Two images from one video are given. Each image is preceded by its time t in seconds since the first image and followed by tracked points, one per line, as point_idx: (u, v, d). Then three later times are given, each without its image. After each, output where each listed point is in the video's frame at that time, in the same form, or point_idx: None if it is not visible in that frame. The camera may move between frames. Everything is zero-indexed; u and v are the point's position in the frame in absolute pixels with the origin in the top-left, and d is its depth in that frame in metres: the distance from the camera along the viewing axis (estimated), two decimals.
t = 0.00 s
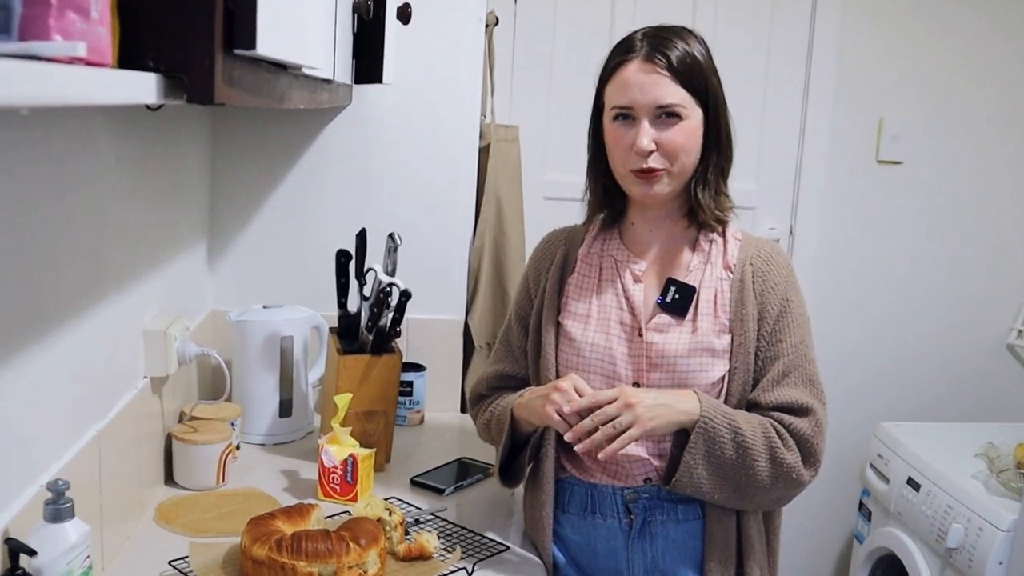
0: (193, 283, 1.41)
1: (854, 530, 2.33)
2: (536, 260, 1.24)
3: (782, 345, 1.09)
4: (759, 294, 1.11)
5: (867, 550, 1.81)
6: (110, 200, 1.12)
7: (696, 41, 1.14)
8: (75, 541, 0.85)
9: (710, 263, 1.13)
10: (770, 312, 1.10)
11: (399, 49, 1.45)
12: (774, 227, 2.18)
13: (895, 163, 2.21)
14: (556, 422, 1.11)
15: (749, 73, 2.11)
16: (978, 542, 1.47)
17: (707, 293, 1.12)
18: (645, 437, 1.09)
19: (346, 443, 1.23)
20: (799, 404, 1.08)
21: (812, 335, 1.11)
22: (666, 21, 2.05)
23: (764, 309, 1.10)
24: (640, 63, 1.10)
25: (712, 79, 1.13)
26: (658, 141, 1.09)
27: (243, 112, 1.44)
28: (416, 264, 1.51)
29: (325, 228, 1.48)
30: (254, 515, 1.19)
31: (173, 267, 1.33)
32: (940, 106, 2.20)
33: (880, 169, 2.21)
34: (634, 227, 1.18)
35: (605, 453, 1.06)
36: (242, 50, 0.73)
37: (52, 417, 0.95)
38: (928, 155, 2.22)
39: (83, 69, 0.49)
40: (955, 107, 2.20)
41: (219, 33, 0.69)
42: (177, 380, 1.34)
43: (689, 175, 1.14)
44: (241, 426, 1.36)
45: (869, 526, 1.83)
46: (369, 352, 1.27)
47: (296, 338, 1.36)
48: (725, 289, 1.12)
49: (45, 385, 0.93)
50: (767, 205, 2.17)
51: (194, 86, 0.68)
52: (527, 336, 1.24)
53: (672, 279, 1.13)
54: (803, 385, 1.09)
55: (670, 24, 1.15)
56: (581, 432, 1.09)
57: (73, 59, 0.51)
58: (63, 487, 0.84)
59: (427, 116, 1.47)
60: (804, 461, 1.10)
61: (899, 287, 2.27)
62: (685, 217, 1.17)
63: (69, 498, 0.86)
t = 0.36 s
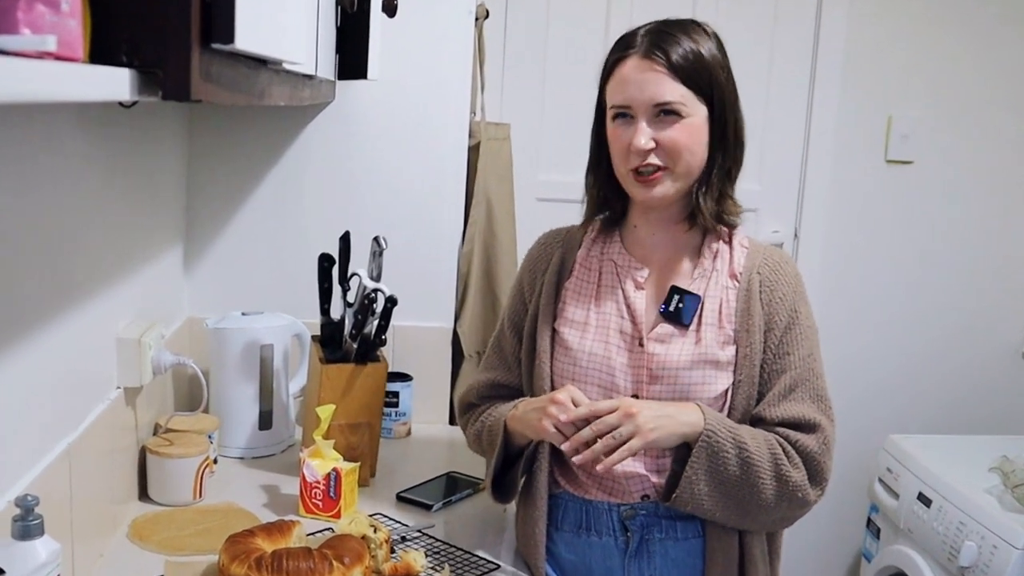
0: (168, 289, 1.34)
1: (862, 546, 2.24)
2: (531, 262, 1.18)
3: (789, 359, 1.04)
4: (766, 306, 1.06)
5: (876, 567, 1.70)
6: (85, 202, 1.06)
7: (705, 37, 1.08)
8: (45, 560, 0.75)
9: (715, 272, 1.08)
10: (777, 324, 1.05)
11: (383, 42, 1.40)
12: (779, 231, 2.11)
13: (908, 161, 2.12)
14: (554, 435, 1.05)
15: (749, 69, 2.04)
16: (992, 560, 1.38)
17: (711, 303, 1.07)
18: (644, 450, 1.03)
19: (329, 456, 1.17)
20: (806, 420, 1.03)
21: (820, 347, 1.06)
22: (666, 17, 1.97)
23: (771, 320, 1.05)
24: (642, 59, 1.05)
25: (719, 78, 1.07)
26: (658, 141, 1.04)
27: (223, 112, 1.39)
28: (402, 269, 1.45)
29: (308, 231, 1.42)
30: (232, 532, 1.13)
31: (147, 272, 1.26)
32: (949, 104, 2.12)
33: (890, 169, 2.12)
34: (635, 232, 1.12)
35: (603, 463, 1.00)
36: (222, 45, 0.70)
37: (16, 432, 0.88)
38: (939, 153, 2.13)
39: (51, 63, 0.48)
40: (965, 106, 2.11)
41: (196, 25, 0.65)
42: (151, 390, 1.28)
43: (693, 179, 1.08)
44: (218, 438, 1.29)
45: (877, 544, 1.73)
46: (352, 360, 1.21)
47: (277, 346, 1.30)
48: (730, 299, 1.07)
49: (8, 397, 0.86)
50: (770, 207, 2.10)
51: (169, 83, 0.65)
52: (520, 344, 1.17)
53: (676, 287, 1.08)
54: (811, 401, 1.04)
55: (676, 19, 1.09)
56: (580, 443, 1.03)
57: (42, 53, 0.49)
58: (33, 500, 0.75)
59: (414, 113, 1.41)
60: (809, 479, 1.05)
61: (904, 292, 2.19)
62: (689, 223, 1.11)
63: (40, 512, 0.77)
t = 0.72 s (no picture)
0: (140, 296, 1.28)
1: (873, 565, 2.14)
2: (529, 266, 1.12)
3: (797, 368, 0.99)
4: (773, 312, 1.00)
5: None
6: (54, 205, 1.00)
7: (713, 32, 1.02)
8: None
9: (719, 277, 1.03)
10: (784, 332, 1.00)
11: (366, 36, 1.34)
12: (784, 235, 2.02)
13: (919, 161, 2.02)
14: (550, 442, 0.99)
15: (752, 66, 1.96)
16: None
17: (716, 309, 1.01)
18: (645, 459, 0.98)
19: (309, 471, 1.11)
20: (814, 432, 0.97)
21: (830, 356, 1.01)
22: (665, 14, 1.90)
23: (778, 328, 1.00)
24: (638, 52, 0.99)
25: (724, 74, 1.01)
26: (647, 136, 0.99)
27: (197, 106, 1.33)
28: (387, 274, 1.39)
29: (289, 234, 1.37)
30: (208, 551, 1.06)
31: (119, 279, 1.20)
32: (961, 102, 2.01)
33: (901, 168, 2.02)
34: (635, 235, 1.07)
35: (602, 471, 0.95)
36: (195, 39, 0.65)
37: None
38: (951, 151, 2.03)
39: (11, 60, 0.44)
40: (981, 105, 2.02)
41: (168, 18, 0.60)
42: (124, 402, 1.21)
43: (687, 180, 1.03)
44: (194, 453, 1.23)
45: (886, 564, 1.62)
46: (335, 370, 1.15)
47: (255, 356, 1.24)
48: (735, 305, 1.01)
49: None
50: (775, 210, 2.01)
51: (142, 78, 0.60)
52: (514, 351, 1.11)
53: (678, 292, 1.02)
54: (820, 412, 0.99)
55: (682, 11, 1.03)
56: (578, 450, 0.97)
57: None
58: None
59: (400, 111, 1.36)
60: (818, 495, 0.99)
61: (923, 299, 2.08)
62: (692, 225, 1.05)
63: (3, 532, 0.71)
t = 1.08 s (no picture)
0: (111, 302, 1.21)
1: None
2: (533, 268, 1.06)
3: (811, 384, 0.94)
4: (788, 324, 0.95)
5: None
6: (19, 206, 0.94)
7: (721, 27, 0.96)
8: None
9: (731, 285, 0.97)
10: (799, 345, 0.95)
11: (349, 31, 1.28)
12: (789, 238, 1.96)
13: (931, 159, 1.95)
14: (554, 454, 0.93)
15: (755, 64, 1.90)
16: None
17: (728, 319, 0.96)
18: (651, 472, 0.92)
19: (289, 488, 1.04)
20: (827, 450, 0.93)
21: (845, 373, 0.96)
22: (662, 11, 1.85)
23: (793, 340, 0.95)
24: (641, 48, 0.94)
25: (731, 70, 0.95)
26: (650, 137, 0.94)
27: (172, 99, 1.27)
28: (370, 279, 1.33)
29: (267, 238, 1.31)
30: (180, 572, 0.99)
31: (88, 284, 1.14)
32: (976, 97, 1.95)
33: (913, 168, 1.95)
34: (645, 239, 1.01)
35: (605, 484, 0.89)
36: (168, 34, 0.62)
37: None
38: (965, 151, 1.96)
39: None
40: (991, 103, 1.95)
41: (139, 11, 0.57)
42: (93, 414, 1.14)
43: (695, 182, 0.97)
44: (167, 468, 1.16)
45: None
46: (316, 382, 1.10)
47: (232, 366, 1.18)
48: (748, 315, 0.96)
49: None
50: (776, 214, 1.96)
51: (112, 75, 0.57)
52: (514, 360, 1.05)
53: (690, 301, 0.97)
54: (833, 430, 0.94)
55: (688, 5, 0.98)
56: (581, 463, 0.92)
57: None
58: None
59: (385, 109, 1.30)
60: (829, 518, 0.94)
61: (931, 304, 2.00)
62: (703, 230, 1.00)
63: None
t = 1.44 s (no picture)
0: (77, 310, 1.15)
1: None
2: (529, 272, 1.00)
3: (824, 399, 0.89)
4: (800, 337, 0.90)
5: None
6: None
7: (730, 20, 0.91)
8: None
9: (740, 296, 0.92)
10: (812, 358, 0.89)
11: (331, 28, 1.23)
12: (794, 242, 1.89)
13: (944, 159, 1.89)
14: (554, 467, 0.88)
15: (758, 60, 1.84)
16: None
17: (736, 329, 0.90)
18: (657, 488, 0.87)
19: (265, 506, 0.98)
20: (840, 467, 0.88)
21: (858, 388, 0.90)
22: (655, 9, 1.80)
23: (806, 353, 0.90)
24: (643, 42, 0.89)
25: (739, 65, 0.90)
26: (650, 135, 0.88)
27: (142, 97, 1.21)
28: (352, 286, 1.27)
29: (244, 242, 1.25)
30: None
31: (54, 291, 1.08)
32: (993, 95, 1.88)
33: (925, 168, 1.89)
34: (649, 245, 0.96)
35: (610, 500, 0.84)
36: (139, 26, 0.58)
37: None
38: (978, 151, 1.90)
39: None
40: (1005, 103, 1.89)
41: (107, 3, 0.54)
42: (59, 428, 1.08)
43: (701, 184, 0.91)
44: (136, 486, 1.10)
45: None
46: (293, 396, 1.04)
47: (206, 377, 1.12)
48: (758, 326, 0.91)
49: None
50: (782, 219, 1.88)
51: (78, 68, 0.54)
52: (508, 371, 0.99)
53: (698, 310, 0.91)
54: (847, 446, 0.89)
55: None
56: (585, 476, 0.86)
57: None
58: None
59: (368, 108, 1.25)
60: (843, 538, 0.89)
61: (938, 312, 1.94)
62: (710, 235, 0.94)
63: None
